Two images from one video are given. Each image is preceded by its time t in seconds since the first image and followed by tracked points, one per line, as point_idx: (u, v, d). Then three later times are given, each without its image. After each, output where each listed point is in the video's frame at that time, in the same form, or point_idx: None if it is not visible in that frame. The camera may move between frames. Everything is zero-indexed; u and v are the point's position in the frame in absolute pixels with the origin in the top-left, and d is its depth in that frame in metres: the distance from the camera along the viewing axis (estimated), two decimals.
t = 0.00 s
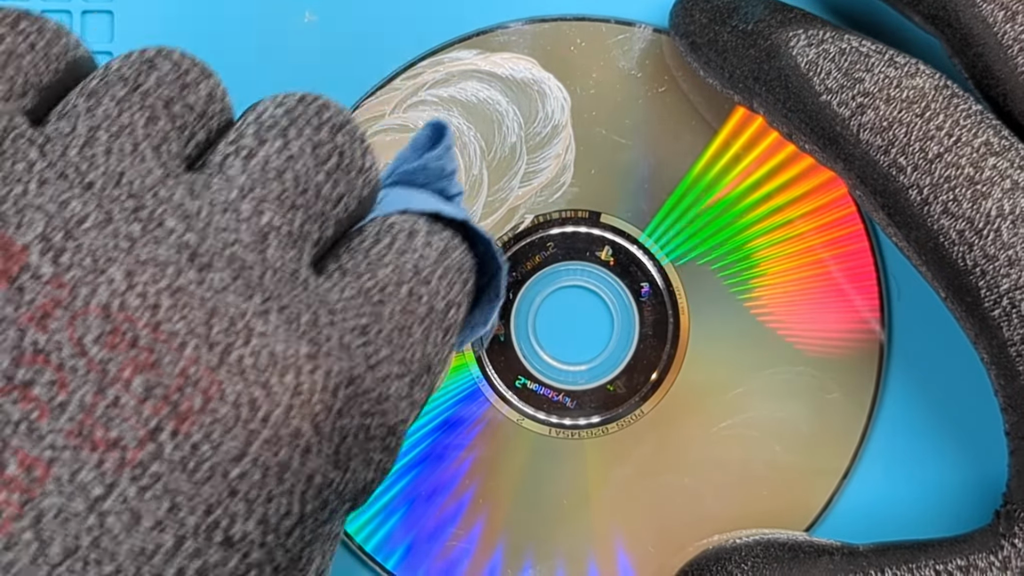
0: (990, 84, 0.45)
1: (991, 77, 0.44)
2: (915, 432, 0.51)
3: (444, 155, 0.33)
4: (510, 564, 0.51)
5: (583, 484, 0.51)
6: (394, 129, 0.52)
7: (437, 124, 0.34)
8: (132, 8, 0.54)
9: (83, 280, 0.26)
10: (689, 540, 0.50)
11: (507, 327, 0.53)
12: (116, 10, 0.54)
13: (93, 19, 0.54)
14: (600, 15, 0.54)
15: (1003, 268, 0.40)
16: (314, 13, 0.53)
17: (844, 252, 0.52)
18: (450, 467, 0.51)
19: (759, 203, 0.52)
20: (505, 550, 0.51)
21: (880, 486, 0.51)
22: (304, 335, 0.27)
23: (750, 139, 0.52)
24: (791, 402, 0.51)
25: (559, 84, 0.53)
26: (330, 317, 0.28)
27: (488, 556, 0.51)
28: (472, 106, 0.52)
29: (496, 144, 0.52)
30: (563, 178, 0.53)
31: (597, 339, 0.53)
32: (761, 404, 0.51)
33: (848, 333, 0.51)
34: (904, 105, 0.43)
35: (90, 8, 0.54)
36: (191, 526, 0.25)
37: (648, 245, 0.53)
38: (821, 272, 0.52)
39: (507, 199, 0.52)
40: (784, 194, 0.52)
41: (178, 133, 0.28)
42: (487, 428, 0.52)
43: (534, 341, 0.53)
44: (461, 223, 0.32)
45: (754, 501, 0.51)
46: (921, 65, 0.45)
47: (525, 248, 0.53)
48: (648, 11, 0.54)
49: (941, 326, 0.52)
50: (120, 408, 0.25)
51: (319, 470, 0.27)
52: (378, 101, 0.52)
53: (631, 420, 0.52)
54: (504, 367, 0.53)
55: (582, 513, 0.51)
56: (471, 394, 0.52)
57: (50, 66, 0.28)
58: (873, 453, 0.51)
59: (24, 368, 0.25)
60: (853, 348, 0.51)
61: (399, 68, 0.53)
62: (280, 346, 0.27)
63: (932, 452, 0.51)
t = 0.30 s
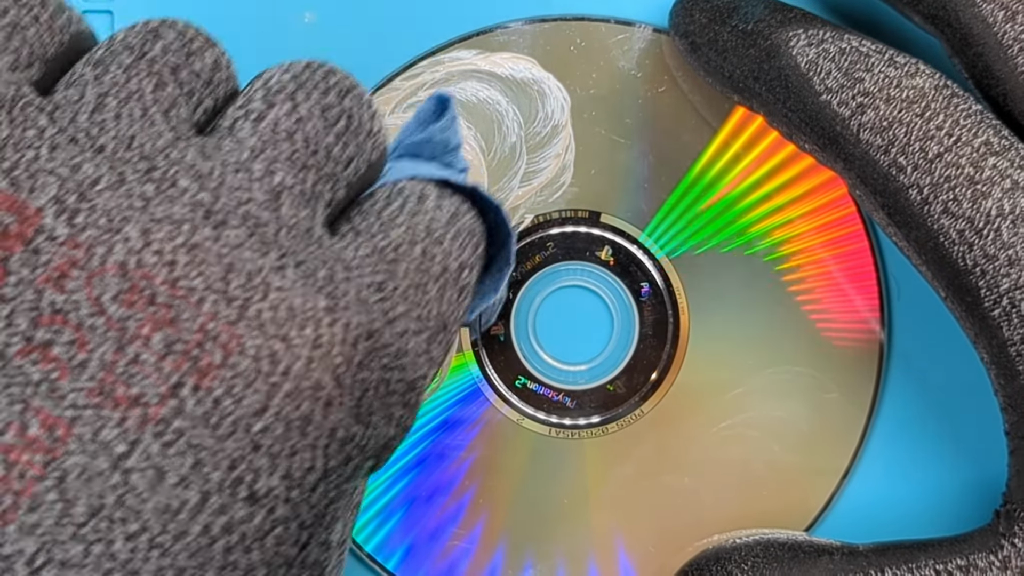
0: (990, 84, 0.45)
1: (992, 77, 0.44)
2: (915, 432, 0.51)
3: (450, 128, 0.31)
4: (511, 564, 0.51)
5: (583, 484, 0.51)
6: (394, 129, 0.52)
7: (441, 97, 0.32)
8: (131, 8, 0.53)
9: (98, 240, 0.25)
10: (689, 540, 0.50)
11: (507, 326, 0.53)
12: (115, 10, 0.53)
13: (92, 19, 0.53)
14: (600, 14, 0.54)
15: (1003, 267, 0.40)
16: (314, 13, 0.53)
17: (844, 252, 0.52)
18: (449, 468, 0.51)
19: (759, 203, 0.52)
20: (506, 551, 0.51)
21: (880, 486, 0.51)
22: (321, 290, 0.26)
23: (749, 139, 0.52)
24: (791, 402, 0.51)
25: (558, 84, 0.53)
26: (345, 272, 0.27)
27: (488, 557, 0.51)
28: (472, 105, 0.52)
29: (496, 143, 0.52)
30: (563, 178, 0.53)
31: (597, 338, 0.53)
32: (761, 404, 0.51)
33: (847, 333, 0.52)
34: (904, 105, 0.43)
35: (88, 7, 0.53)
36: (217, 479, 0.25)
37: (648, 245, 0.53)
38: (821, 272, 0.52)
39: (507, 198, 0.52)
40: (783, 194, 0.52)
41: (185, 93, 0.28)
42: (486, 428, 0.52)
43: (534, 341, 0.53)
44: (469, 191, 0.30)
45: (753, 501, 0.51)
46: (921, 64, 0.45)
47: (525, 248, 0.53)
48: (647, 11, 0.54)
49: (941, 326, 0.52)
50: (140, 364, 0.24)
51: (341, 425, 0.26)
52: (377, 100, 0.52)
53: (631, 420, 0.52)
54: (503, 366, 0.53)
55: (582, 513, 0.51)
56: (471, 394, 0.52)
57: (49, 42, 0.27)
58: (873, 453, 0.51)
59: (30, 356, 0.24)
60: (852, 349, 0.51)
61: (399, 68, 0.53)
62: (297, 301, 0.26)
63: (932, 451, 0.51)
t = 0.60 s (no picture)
0: (990, 84, 0.44)
1: (993, 77, 0.44)
2: (916, 433, 0.51)
3: None
4: (510, 565, 0.51)
5: (583, 484, 0.51)
6: (393, 130, 0.52)
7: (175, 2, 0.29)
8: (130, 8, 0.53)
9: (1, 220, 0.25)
10: (689, 540, 0.50)
11: (507, 327, 0.53)
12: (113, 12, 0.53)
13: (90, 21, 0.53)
14: (602, 15, 0.54)
15: (1006, 267, 0.40)
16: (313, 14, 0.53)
17: (845, 253, 0.52)
18: (449, 468, 0.51)
19: (760, 204, 0.52)
20: (505, 551, 0.51)
21: (880, 487, 0.51)
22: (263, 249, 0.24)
23: (750, 140, 0.52)
24: (791, 402, 0.51)
25: (558, 84, 0.53)
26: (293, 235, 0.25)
27: (487, 557, 0.51)
28: (471, 106, 0.52)
29: (495, 143, 0.52)
30: (563, 179, 0.53)
31: (597, 339, 0.53)
32: (760, 404, 0.51)
33: (847, 334, 0.52)
34: (906, 104, 0.43)
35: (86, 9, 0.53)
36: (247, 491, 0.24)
37: (648, 245, 0.53)
38: (820, 273, 0.52)
39: (507, 199, 0.53)
40: (785, 195, 0.52)
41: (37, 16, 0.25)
42: (486, 429, 0.52)
43: (534, 341, 0.53)
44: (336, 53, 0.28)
45: (753, 502, 0.51)
46: (924, 64, 0.45)
47: (524, 249, 0.53)
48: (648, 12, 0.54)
49: (941, 327, 0.52)
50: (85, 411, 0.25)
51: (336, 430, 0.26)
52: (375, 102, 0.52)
53: (631, 421, 0.52)
54: (504, 367, 0.53)
55: (582, 514, 0.51)
56: (470, 394, 0.52)
57: None
58: (873, 454, 0.51)
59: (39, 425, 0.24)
60: (852, 349, 0.52)
61: (399, 69, 0.53)
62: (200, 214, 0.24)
63: (933, 452, 0.51)
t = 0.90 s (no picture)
0: (1007, 73, 0.44)
1: (1009, 65, 0.44)
2: (917, 434, 0.51)
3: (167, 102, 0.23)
4: (509, 566, 0.51)
5: (582, 485, 0.51)
6: (391, 133, 0.52)
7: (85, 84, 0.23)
8: (131, 9, 0.54)
9: None
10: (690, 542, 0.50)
11: (506, 329, 0.53)
12: (115, 12, 0.54)
13: (91, 21, 0.54)
14: (601, 16, 0.54)
15: None
16: (313, 15, 0.53)
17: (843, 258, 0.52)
18: (449, 467, 0.51)
19: (761, 205, 0.52)
20: (504, 552, 0.51)
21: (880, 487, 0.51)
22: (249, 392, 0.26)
23: (748, 143, 0.52)
24: (791, 402, 0.51)
25: (558, 86, 0.53)
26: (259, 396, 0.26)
27: (486, 557, 0.51)
28: (470, 108, 0.52)
29: (495, 146, 0.52)
30: (562, 181, 0.52)
31: (597, 340, 0.53)
32: (760, 405, 0.51)
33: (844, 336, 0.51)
34: (932, 91, 0.42)
35: (89, 9, 0.54)
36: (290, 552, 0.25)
37: (648, 247, 0.53)
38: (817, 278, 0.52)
39: (506, 201, 0.52)
40: (786, 196, 0.52)
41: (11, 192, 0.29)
42: (486, 429, 0.52)
43: (533, 344, 0.53)
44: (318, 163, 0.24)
45: (753, 504, 0.51)
46: (947, 53, 0.44)
47: (524, 250, 0.53)
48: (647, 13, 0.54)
49: (941, 326, 0.52)
50: None
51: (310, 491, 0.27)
52: (375, 104, 0.52)
53: (630, 422, 0.52)
54: (503, 369, 0.53)
55: (581, 514, 0.51)
56: (470, 395, 0.52)
57: None
58: (872, 455, 0.51)
59: None
60: (851, 349, 0.51)
61: (399, 70, 0.53)
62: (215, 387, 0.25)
63: (934, 452, 0.51)
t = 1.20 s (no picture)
0: (984, 90, 0.44)
1: (986, 83, 0.44)
2: (916, 438, 0.51)
3: (288, 274, 0.34)
4: (509, 565, 0.51)
5: (583, 484, 0.51)
6: (392, 132, 0.52)
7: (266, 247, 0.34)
8: (131, 9, 0.53)
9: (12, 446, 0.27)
10: (691, 542, 0.51)
11: (506, 328, 0.53)
12: (115, 12, 0.53)
13: (92, 20, 0.54)
14: (601, 15, 0.54)
15: (1004, 276, 0.40)
16: (313, 14, 0.53)
17: (841, 258, 0.51)
18: (450, 466, 0.51)
19: (759, 206, 0.52)
20: (504, 551, 0.51)
21: (880, 491, 0.51)
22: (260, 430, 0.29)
23: (748, 145, 0.52)
24: (790, 401, 0.51)
25: (559, 84, 0.53)
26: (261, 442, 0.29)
27: (487, 555, 0.51)
28: (471, 106, 0.52)
29: (496, 144, 0.52)
30: (563, 179, 0.52)
31: (597, 339, 0.53)
32: (760, 405, 0.51)
33: (844, 334, 0.51)
34: (902, 113, 0.43)
35: (89, 8, 0.54)
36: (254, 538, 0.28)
37: (649, 246, 0.53)
38: (817, 278, 0.51)
39: (507, 200, 0.53)
40: (783, 197, 0.52)
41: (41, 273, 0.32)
42: (487, 428, 0.52)
43: (534, 343, 0.53)
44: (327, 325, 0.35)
45: (752, 504, 0.51)
46: (918, 73, 0.44)
47: (524, 249, 0.53)
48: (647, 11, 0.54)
49: (939, 330, 0.52)
50: None
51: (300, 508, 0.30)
52: (375, 103, 0.52)
53: (631, 421, 0.52)
54: (504, 368, 0.53)
55: (582, 513, 0.51)
56: (470, 395, 0.52)
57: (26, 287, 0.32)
58: (872, 458, 0.51)
59: None
60: (851, 348, 0.51)
61: (399, 69, 0.53)
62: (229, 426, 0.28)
63: (933, 456, 0.51)
